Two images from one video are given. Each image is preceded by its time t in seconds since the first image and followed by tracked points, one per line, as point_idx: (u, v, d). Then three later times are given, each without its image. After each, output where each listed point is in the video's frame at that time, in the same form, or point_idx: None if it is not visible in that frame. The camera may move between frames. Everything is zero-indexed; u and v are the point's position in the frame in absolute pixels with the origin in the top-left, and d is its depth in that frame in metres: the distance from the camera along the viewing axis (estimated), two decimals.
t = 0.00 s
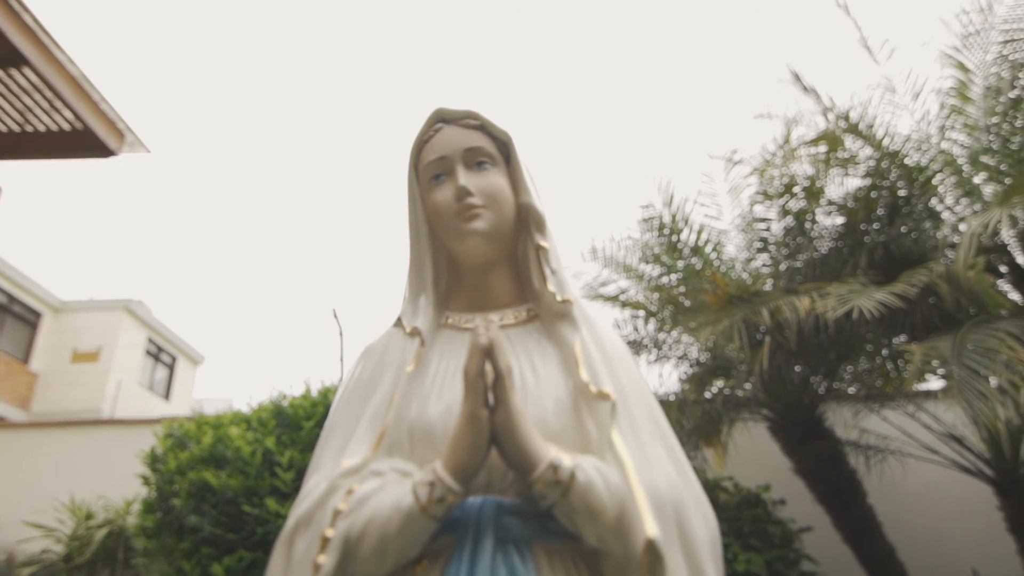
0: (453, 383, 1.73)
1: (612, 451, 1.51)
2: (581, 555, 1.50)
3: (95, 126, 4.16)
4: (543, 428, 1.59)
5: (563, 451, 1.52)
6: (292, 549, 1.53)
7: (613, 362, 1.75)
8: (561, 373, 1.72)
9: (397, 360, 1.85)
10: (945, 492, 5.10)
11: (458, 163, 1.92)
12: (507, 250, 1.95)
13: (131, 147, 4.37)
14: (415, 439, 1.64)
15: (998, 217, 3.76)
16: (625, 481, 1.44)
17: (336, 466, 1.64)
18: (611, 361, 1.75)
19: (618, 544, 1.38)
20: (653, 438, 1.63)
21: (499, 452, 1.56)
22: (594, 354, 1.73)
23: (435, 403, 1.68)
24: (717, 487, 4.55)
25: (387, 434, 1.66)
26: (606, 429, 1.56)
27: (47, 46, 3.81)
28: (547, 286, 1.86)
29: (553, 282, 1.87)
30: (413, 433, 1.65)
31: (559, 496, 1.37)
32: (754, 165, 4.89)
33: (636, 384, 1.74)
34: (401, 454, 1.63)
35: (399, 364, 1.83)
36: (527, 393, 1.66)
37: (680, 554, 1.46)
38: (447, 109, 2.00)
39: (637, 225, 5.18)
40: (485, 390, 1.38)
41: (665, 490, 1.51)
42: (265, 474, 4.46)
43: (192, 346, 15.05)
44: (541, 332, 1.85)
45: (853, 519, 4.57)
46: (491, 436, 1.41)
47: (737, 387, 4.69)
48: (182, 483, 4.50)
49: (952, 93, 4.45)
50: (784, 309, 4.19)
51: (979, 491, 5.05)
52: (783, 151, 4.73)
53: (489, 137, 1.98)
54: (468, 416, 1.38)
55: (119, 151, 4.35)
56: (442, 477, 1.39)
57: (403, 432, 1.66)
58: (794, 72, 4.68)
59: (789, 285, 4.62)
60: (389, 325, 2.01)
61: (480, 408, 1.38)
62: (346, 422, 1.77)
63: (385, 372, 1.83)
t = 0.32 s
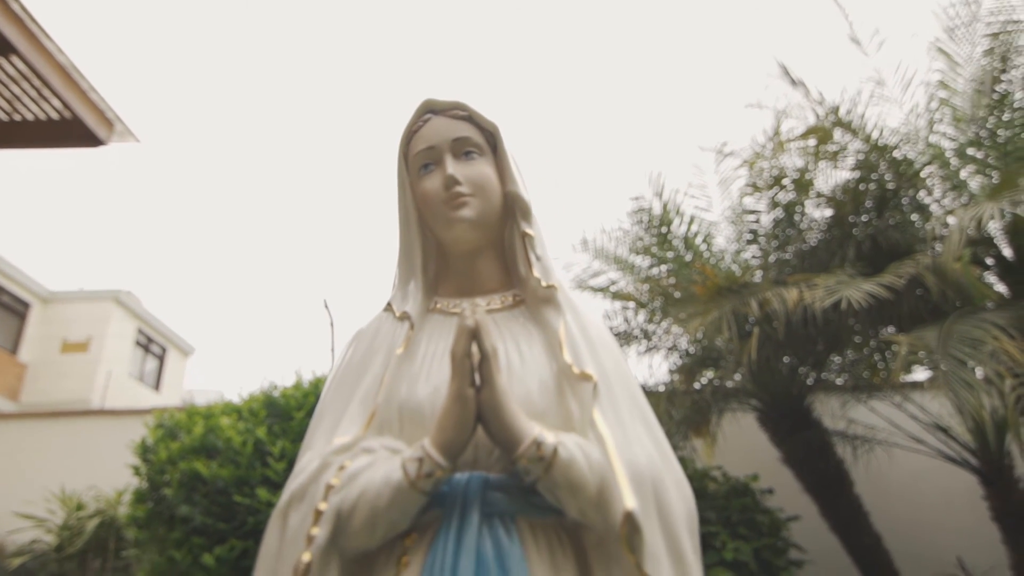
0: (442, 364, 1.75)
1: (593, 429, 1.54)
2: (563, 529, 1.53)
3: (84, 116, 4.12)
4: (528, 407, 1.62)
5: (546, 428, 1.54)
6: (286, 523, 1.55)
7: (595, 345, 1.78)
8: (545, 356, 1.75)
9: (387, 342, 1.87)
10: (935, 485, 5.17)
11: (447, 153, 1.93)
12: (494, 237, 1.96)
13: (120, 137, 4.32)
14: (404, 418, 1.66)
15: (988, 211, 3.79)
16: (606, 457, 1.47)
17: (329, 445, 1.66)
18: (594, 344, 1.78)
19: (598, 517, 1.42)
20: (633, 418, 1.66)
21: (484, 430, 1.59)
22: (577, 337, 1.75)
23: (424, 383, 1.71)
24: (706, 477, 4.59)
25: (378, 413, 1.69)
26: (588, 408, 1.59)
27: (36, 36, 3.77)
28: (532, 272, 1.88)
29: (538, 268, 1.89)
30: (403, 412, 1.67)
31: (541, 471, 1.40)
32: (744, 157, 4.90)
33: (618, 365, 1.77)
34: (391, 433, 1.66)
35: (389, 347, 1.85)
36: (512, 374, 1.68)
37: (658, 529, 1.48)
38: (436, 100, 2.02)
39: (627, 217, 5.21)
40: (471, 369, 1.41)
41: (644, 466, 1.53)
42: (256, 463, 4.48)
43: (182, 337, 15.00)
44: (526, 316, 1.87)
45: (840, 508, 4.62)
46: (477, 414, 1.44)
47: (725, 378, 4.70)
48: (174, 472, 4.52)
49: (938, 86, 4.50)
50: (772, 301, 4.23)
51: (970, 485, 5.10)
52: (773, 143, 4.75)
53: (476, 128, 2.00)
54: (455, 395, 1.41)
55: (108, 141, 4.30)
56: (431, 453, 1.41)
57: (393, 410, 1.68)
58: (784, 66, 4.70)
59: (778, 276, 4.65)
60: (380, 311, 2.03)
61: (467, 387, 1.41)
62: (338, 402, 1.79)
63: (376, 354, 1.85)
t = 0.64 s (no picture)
0: (444, 340, 1.77)
1: (590, 401, 1.57)
2: (561, 496, 1.56)
3: (84, 103, 4.02)
4: (526, 381, 1.64)
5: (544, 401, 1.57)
6: (295, 490, 1.58)
7: (592, 320, 1.79)
8: (543, 331, 1.77)
9: (391, 319, 1.89)
10: (934, 470, 5.21)
11: (447, 136, 1.94)
12: (494, 218, 1.97)
13: (121, 124, 4.25)
14: (407, 391, 1.69)
15: (992, 199, 3.78)
16: (602, 428, 1.50)
17: (334, 417, 1.69)
18: (591, 320, 1.80)
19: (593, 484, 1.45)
20: (629, 391, 1.68)
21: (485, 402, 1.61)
22: (574, 313, 1.77)
23: (426, 358, 1.73)
24: (705, 462, 4.63)
25: (382, 386, 1.71)
26: (585, 381, 1.61)
27: (35, 22, 3.63)
28: (531, 251, 1.89)
29: (537, 248, 1.90)
30: (406, 386, 1.69)
31: (540, 441, 1.43)
32: (744, 143, 4.89)
33: (614, 341, 1.79)
34: (395, 406, 1.68)
35: (392, 323, 1.87)
36: (511, 349, 1.70)
37: (651, 496, 1.50)
38: (437, 83, 2.03)
39: (627, 203, 5.22)
40: (473, 344, 1.44)
41: (638, 437, 1.55)
42: (259, 449, 4.51)
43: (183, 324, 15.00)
44: (525, 295, 1.89)
45: (838, 491, 4.65)
46: (478, 387, 1.47)
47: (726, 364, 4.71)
48: (178, 458, 4.57)
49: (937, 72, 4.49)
50: (771, 287, 4.25)
51: (968, 471, 5.16)
52: (773, 129, 4.74)
53: (476, 110, 2.00)
54: (457, 369, 1.44)
55: (108, 128, 4.20)
56: (433, 424, 1.45)
57: (397, 384, 1.71)
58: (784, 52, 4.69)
59: (778, 262, 4.66)
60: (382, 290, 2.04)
61: (468, 360, 1.44)
62: (343, 376, 1.81)
63: (379, 331, 1.87)
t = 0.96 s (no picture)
0: (445, 321, 1.79)
1: (586, 379, 1.59)
2: (558, 472, 1.57)
3: (85, 92, 4.00)
4: (525, 361, 1.66)
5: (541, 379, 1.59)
6: (302, 464, 1.60)
7: (588, 303, 1.81)
8: (541, 313, 1.78)
9: (392, 301, 1.90)
10: (931, 457, 5.25)
11: (448, 123, 1.95)
12: (493, 202, 1.98)
13: (121, 113, 4.24)
14: (410, 369, 1.71)
15: (992, 186, 3.79)
16: (597, 405, 1.52)
17: (339, 395, 1.71)
18: (587, 302, 1.81)
19: (590, 458, 1.48)
20: (623, 370, 1.70)
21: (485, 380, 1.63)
22: (571, 295, 1.79)
23: (428, 338, 1.75)
24: (704, 449, 4.66)
25: (385, 365, 1.73)
26: (581, 361, 1.63)
27: (34, 10, 3.60)
28: (529, 236, 1.91)
29: (535, 232, 1.91)
30: (409, 365, 1.71)
31: (537, 417, 1.46)
32: (745, 131, 4.88)
33: (610, 323, 1.81)
34: (398, 383, 1.70)
35: (394, 305, 1.88)
36: (510, 330, 1.72)
37: (645, 471, 1.52)
38: (437, 71, 2.03)
39: (627, 192, 5.23)
40: (473, 324, 1.47)
41: (632, 414, 1.57)
42: (261, 436, 4.55)
43: (184, 313, 15.02)
44: (523, 279, 1.90)
45: (837, 478, 4.67)
46: (478, 365, 1.49)
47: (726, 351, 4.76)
48: (180, 445, 4.60)
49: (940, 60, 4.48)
50: (771, 274, 4.27)
51: (964, 456, 5.20)
52: (774, 116, 4.73)
53: (476, 98, 2.00)
54: (457, 347, 1.46)
55: (108, 117, 4.19)
56: (435, 400, 1.47)
57: (399, 363, 1.73)
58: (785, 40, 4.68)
59: (778, 250, 4.66)
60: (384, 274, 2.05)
61: (469, 339, 1.46)
62: (346, 356, 1.82)
63: (381, 313, 1.88)
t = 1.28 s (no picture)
0: (443, 303, 1.81)
1: (579, 359, 1.61)
2: (552, 449, 1.60)
3: (82, 80, 3.99)
4: (520, 341, 1.68)
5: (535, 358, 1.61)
6: (304, 440, 1.62)
7: (582, 285, 1.83)
8: (535, 295, 1.80)
9: (391, 283, 1.91)
10: (927, 443, 5.29)
11: (445, 109, 1.96)
12: (490, 187, 1.99)
13: (118, 100, 4.24)
14: (409, 350, 1.73)
15: (988, 172, 3.80)
16: (590, 383, 1.54)
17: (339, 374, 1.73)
18: (581, 285, 1.83)
19: (582, 435, 1.50)
20: (615, 350, 1.72)
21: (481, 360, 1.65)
22: (565, 277, 1.81)
23: (426, 320, 1.76)
24: (701, 436, 4.69)
25: (384, 345, 1.75)
26: (574, 341, 1.65)
27: None
28: (525, 221, 1.92)
29: (531, 217, 1.92)
30: (407, 345, 1.73)
31: (532, 395, 1.48)
32: (743, 119, 4.88)
33: (603, 305, 1.83)
34: (397, 363, 1.73)
35: (393, 288, 1.89)
36: (505, 311, 1.74)
37: (636, 446, 1.54)
38: (434, 58, 2.03)
39: (626, 179, 5.23)
40: (470, 304, 1.49)
41: (624, 392, 1.60)
42: (260, 424, 4.57)
43: (183, 302, 15.02)
44: (519, 263, 1.91)
45: (831, 463, 4.71)
46: (475, 345, 1.51)
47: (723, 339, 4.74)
48: (180, 432, 4.63)
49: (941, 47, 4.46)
50: (769, 262, 4.28)
51: (961, 445, 5.24)
52: (772, 103, 4.73)
53: (473, 84, 2.01)
54: (454, 327, 1.48)
55: (105, 104, 4.18)
56: (433, 378, 1.49)
57: (398, 344, 1.75)
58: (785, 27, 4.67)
59: (776, 238, 4.67)
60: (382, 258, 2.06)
61: (466, 319, 1.48)
62: (346, 337, 1.84)
63: (380, 296, 1.89)
